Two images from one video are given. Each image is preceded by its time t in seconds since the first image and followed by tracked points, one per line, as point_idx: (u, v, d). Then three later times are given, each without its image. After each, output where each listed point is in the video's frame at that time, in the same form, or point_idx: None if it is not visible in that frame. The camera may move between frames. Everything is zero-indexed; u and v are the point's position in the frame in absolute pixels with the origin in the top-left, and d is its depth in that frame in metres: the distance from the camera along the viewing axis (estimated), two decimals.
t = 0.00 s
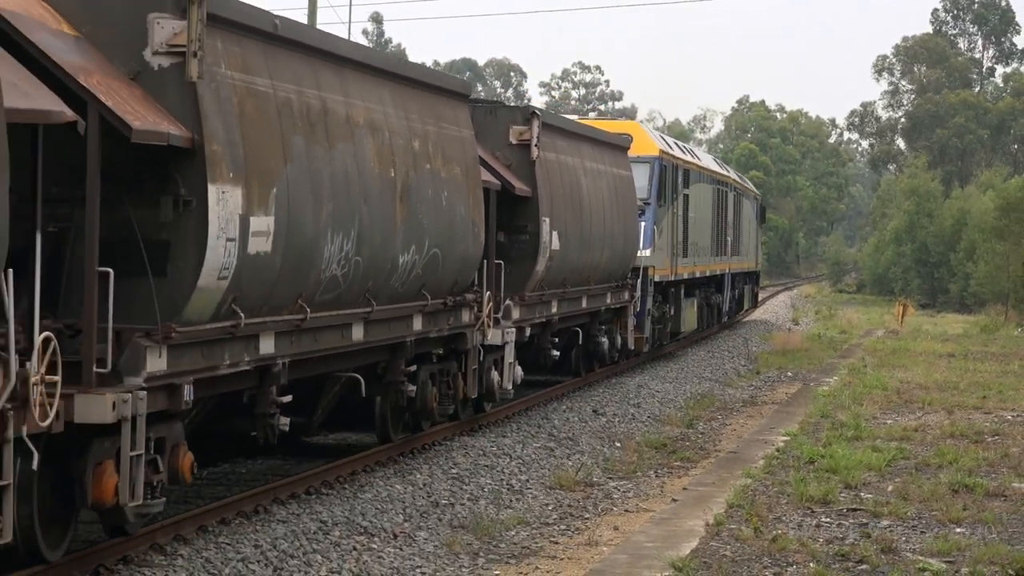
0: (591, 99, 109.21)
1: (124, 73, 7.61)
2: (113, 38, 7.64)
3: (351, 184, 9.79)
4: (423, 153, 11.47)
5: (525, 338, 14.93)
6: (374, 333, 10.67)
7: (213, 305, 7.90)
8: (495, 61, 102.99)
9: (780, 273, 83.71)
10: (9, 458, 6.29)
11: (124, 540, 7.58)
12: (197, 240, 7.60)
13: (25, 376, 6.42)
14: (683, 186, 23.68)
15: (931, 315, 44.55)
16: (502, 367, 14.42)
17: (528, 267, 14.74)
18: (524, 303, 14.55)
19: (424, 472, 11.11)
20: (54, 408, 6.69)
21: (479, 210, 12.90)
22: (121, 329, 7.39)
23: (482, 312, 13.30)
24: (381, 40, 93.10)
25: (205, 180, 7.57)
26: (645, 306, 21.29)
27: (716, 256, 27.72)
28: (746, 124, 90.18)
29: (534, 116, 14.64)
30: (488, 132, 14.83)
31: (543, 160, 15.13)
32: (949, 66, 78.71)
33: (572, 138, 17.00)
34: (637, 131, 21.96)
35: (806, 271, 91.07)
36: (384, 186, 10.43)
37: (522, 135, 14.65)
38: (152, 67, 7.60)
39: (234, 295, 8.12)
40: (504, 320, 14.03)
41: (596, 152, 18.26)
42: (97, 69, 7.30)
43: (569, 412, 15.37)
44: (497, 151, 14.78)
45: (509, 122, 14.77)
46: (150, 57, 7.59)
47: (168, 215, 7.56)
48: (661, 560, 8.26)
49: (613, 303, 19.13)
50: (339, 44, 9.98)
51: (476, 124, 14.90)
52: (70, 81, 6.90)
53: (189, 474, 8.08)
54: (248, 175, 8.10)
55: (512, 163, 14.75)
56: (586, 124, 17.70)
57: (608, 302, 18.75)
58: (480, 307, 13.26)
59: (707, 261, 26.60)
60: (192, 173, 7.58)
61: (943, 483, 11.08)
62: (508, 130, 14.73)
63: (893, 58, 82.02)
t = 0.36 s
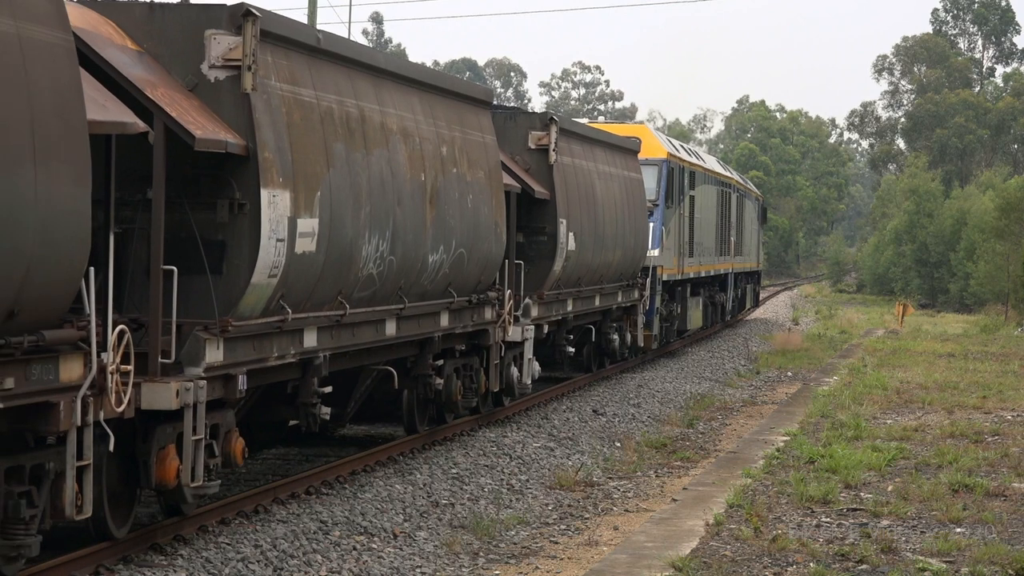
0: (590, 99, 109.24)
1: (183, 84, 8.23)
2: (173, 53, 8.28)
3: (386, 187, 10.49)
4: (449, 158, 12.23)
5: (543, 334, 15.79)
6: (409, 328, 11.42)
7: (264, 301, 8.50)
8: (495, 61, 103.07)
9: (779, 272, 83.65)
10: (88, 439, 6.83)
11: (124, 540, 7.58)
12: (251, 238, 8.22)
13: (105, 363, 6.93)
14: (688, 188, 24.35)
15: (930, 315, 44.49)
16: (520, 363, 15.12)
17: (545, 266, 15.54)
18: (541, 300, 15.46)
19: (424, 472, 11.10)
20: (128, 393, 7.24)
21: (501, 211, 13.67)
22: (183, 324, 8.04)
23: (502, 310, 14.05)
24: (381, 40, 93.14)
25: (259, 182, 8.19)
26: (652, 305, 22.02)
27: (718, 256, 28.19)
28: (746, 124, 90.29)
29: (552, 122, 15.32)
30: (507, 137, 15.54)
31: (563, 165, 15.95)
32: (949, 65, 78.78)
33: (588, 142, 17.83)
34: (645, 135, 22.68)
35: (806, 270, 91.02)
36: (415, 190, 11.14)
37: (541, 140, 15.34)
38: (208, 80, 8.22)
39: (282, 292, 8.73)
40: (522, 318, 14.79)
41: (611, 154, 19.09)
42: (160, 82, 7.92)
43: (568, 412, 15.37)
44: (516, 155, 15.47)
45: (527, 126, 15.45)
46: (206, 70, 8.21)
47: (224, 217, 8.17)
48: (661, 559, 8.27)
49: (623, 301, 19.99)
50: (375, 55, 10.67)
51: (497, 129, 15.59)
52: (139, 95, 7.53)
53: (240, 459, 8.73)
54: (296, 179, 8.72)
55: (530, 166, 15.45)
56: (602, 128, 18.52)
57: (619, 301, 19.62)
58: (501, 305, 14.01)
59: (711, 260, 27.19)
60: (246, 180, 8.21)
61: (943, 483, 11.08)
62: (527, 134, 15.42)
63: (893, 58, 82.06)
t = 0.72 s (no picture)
0: (590, 99, 109.27)
1: (234, 95, 8.92)
2: (223, 66, 8.96)
3: (417, 190, 11.21)
4: (473, 163, 12.99)
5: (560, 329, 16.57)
6: (437, 324, 12.13)
7: (307, 298, 9.17)
8: (495, 61, 103.01)
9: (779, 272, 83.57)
10: (155, 424, 7.49)
11: (123, 541, 7.57)
12: (297, 237, 8.87)
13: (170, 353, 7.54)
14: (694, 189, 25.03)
15: (930, 314, 44.49)
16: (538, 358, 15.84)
17: (561, 265, 16.40)
18: (558, 298, 16.25)
19: (423, 472, 11.10)
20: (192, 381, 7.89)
21: (521, 213, 14.43)
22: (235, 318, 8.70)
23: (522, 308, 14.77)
24: (380, 40, 92.99)
25: (304, 187, 8.84)
26: (661, 303, 22.74)
27: (722, 256, 28.75)
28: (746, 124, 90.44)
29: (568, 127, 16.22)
30: (526, 141, 16.47)
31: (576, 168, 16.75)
32: (948, 65, 78.82)
33: (598, 147, 18.64)
34: (653, 139, 23.40)
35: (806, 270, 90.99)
36: (442, 193, 11.88)
37: (558, 144, 16.24)
38: (257, 91, 8.92)
39: (323, 290, 9.41)
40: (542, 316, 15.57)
41: (619, 158, 19.91)
42: (215, 94, 8.63)
43: (568, 412, 15.36)
44: (534, 159, 16.40)
45: (545, 132, 16.40)
46: (255, 82, 8.91)
47: (272, 218, 8.84)
48: (661, 559, 8.26)
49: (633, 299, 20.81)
50: (406, 66, 11.42)
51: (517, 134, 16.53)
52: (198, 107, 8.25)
53: (285, 444, 9.45)
54: (337, 184, 9.39)
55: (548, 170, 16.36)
56: (610, 133, 19.33)
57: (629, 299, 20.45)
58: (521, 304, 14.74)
59: (715, 260, 27.77)
60: (293, 182, 8.88)
61: (943, 483, 11.08)
62: (545, 140, 16.35)
63: (893, 57, 82.17)
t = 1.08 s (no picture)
0: (591, 99, 109.32)
1: (278, 104, 9.67)
2: (269, 76, 9.73)
3: (444, 194, 11.97)
4: (497, 168, 13.72)
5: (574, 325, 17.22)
6: (463, 321, 12.85)
7: (347, 295, 9.93)
8: (495, 60, 103.04)
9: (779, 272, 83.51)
10: (215, 411, 8.18)
11: (124, 540, 7.57)
12: (337, 238, 9.64)
13: (228, 344, 8.27)
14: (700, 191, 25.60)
15: (930, 314, 44.48)
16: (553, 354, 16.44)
17: (575, 265, 16.99)
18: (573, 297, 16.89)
19: (423, 472, 11.10)
20: (247, 370, 8.62)
21: (540, 216, 15.15)
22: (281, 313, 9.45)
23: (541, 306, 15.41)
24: (380, 40, 93.00)
25: (344, 192, 9.61)
26: (669, 301, 23.40)
27: (727, 256, 29.29)
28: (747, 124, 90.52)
29: (582, 132, 16.91)
30: (542, 145, 17.12)
31: (590, 171, 17.45)
32: (948, 65, 78.80)
33: (612, 150, 19.35)
34: (661, 142, 24.02)
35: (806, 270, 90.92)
36: (467, 196, 12.62)
37: (573, 148, 16.92)
38: (300, 101, 9.66)
39: (361, 288, 10.17)
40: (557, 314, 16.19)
41: (631, 161, 20.60)
42: (262, 104, 9.38)
43: (568, 412, 15.36)
44: (550, 162, 17.05)
45: (560, 136, 17.08)
46: (298, 92, 9.66)
47: (315, 221, 9.63)
48: (662, 560, 8.26)
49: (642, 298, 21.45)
50: (436, 77, 12.18)
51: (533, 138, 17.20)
52: (246, 116, 9.01)
53: (324, 433, 10.14)
54: (373, 190, 10.13)
55: (563, 173, 17.02)
56: (622, 136, 20.00)
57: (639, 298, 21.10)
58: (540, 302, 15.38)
59: (720, 260, 28.19)
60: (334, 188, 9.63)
61: (943, 483, 11.09)
62: (560, 144, 17.02)
63: (893, 58, 82.20)
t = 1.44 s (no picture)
0: (591, 99, 109.33)
1: (319, 114, 10.31)
2: (310, 87, 10.37)
3: (470, 197, 12.56)
4: (519, 173, 14.35)
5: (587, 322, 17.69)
6: (486, 318, 13.45)
7: (381, 292, 10.51)
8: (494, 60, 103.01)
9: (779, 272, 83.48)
10: (266, 398, 8.91)
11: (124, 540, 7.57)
12: (374, 239, 10.23)
13: (278, 338, 8.97)
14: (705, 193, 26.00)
15: (929, 314, 44.44)
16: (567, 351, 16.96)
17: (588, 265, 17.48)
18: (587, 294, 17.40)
19: (423, 472, 11.09)
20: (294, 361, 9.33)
21: (558, 219, 15.78)
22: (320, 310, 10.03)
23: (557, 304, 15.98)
24: (380, 40, 93.01)
25: (380, 195, 10.19)
26: (676, 301, 23.93)
27: (731, 256, 29.56)
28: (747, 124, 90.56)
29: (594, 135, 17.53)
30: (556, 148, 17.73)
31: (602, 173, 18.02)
32: (948, 65, 78.79)
33: (623, 153, 19.90)
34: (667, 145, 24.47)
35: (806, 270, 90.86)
36: (491, 199, 13.24)
37: (585, 151, 17.53)
38: (339, 110, 10.30)
39: (394, 287, 10.75)
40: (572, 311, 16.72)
41: (641, 163, 21.15)
42: (303, 114, 10.03)
43: (568, 412, 15.35)
44: (563, 164, 17.66)
45: (573, 140, 17.70)
46: (337, 103, 10.29)
47: (353, 223, 10.22)
48: (662, 560, 8.26)
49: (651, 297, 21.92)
50: (461, 86, 12.77)
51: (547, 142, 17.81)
52: (292, 125, 9.65)
53: (360, 425, 10.76)
54: (406, 193, 10.74)
55: (575, 175, 17.62)
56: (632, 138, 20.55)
57: (648, 296, 21.57)
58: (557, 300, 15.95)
59: (724, 260, 28.49)
60: (371, 192, 10.23)
61: (943, 483, 11.08)
62: (573, 147, 17.64)
63: (893, 57, 82.23)
